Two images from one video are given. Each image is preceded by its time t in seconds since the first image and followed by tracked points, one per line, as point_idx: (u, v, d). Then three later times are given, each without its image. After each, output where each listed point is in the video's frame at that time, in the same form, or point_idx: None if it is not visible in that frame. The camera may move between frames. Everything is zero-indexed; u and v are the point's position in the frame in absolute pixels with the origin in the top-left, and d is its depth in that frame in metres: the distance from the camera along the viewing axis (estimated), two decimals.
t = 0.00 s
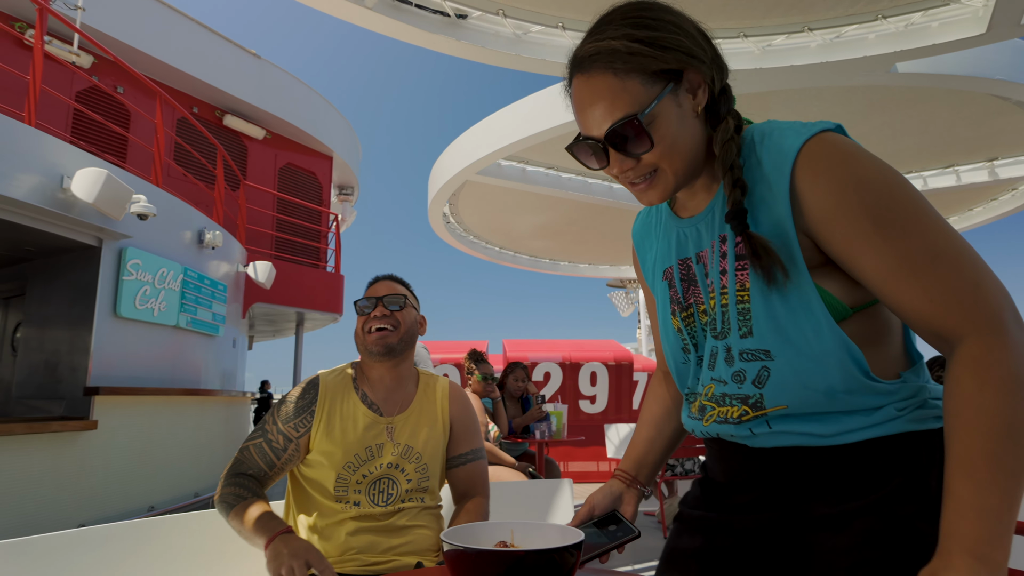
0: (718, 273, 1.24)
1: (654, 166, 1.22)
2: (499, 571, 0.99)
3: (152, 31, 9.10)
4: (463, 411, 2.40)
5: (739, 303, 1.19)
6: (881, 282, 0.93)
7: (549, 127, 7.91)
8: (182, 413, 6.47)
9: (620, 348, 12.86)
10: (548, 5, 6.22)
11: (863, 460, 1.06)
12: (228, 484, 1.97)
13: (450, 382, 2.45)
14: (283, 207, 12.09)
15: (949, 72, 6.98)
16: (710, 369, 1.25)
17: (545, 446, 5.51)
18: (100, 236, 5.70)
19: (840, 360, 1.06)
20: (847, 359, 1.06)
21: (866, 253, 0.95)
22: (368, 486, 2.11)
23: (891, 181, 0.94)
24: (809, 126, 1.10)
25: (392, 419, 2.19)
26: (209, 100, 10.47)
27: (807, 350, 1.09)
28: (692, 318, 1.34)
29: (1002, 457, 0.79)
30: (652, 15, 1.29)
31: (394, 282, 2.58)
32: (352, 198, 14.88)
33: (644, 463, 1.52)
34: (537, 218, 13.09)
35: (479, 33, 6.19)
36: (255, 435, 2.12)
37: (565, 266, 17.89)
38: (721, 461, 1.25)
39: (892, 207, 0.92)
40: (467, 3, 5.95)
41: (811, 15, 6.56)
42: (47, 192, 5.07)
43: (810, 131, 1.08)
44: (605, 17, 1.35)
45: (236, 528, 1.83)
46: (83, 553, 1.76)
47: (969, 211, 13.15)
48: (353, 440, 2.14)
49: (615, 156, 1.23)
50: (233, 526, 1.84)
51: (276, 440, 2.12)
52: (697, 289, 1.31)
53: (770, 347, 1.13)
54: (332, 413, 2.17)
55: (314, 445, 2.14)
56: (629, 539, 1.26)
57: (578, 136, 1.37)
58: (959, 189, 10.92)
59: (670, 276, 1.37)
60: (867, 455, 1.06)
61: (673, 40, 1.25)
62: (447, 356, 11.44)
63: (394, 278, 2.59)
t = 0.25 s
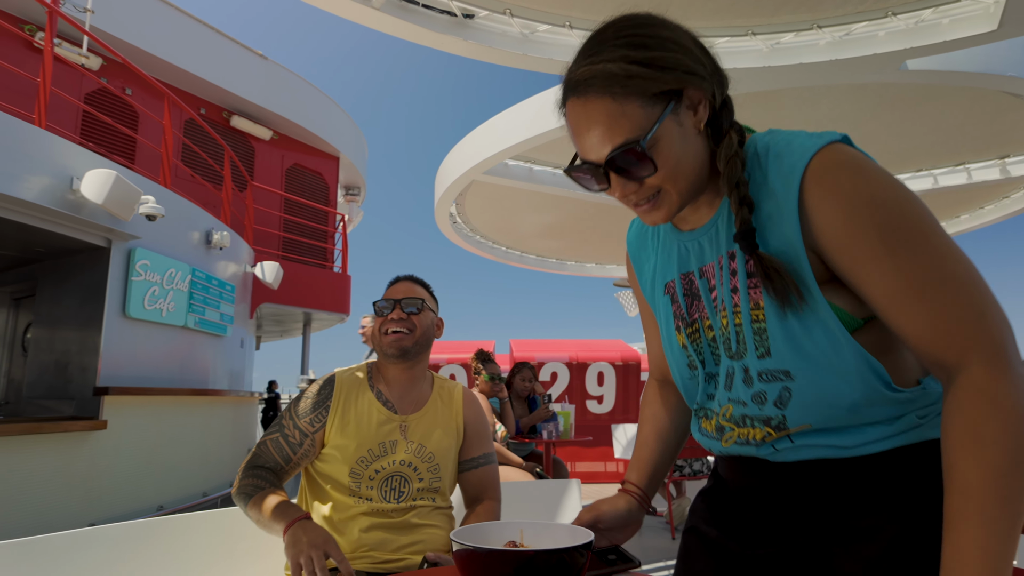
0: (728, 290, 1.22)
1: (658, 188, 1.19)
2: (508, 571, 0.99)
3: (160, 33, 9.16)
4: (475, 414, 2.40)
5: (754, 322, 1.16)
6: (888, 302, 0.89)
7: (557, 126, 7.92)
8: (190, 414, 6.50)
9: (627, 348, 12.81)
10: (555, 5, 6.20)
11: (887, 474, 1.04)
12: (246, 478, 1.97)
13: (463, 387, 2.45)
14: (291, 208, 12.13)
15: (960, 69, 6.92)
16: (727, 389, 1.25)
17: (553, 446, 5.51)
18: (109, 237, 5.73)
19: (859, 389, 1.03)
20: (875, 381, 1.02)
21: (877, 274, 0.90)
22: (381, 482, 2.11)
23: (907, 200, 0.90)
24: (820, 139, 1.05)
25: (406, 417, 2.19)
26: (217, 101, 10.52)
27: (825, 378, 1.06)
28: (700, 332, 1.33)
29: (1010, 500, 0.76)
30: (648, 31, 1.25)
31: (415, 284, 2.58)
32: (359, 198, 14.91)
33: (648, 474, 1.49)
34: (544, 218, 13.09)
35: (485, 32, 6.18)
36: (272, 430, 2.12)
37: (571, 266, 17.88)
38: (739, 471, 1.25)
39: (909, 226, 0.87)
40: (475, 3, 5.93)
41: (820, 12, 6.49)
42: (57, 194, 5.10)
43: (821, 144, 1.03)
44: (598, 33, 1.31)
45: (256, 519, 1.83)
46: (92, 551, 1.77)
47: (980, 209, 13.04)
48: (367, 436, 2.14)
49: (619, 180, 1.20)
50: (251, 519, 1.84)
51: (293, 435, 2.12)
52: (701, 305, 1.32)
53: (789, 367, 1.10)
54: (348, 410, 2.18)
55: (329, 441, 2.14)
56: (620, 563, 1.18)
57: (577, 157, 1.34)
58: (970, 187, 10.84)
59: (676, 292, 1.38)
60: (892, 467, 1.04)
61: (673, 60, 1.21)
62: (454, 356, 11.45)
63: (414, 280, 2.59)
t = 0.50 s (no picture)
0: (723, 384, 1.18)
1: (628, 291, 1.06)
2: None
3: (167, 35, 9.20)
4: (483, 417, 2.40)
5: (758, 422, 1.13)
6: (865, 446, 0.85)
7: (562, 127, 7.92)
8: (197, 414, 6.53)
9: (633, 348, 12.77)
10: (560, 5, 6.18)
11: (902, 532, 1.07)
12: (254, 475, 1.95)
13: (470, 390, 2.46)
14: (297, 209, 12.17)
15: (970, 68, 6.87)
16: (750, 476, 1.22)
17: (559, 446, 5.50)
18: (117, 238, 5.76)
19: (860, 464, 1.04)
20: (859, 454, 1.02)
21: (860, 414, 0.85)
22: (390, 482, 2.11)
23: (898, 336, 0.82)
24: (810, 240, 0.93)
25: (416, 418, 2.19)
26: (223, 102, 10.55)
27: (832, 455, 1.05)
28: (700, 414, 1.30)
29: None
30: (614, 118, 1.08)
31: (425, 286, 2.59)
32: (365, 198, 14.93)
33: (665, 498, 1.49)
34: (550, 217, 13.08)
35: (491, 33, 6.19)
36: (281, 429, 2.11)
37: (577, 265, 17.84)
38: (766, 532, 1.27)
39: (898, 373, 0.81)
40: (480, 4, 5.93)
41: (828, 11, 6.42)
42: (65, 196, 5.13)
43: (808, 255, 0.91)
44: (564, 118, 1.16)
45: (266, 519, 1.81)
46: (98, 552, 1.77)
47: (990, 208, 12.95)
48: (376, 437, 2.13)
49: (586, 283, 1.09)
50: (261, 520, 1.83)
51: (302, 434, 2.10)
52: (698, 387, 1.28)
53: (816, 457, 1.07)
54: (357, 411, 2.17)
55: (338, 442, 2.14)
56: None
57: (543, 246, 1.21)
58: (979, 186, 10.77)
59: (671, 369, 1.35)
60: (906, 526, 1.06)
61: (640, 152, 1.05)
62: (460, 356, 11.45)
63: (423, 283, 2.58)
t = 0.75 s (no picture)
0: (727, 470, 1.34)
1: (602, 386, 1.18)
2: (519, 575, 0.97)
3: (173, 35, 9.23)
4: (482, 415, 2.40)
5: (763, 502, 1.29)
6: (869, 518, 1.04)
7: (567, 125, 7.93)
8: (203, 413, 6.55)
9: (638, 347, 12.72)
10: (564, 1, 6.14)
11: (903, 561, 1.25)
12: (253, 480, 1.96)
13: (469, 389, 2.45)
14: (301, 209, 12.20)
15: (978, 64, 6.82)
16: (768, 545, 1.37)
17: (563, 446, 5.50)
18: (122, 238, 5.78)
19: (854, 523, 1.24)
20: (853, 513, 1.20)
21: (857, 491, 1.03)
22: (390, 481, 2.10)
23: (888, 417, 0.98)
24: (797, 320, 1.09)
25: (414, 417, 2.19)
26: (228, 102, 10.58)
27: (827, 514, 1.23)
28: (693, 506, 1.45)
29: None
30: (598, 215, 1.20)
31: (424, 285, 2.58)
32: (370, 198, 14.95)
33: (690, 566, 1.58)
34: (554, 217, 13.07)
35: (495, 31, 6.17)
36: (279, 431, 2.09)
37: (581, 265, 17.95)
38: None
39: (885, 452, 0.98)
40: (484, 2, 5.90)
41: (834, 7, 6.37)
42: (72, 196, 5.15)
43: (802, 334, 1.06)
44: (549, 205, 1.27)
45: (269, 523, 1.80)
46: (99, 551, 1.77)
47: (998, 206, 12.87)
48: (376, 437, 2.13)
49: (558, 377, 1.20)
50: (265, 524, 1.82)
51: (301, 436, 2.09)
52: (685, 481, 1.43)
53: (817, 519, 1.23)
54: (356, 411, 2.17)
55: (338, 443, 2.13)
56: None
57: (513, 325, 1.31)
58: (987, 184, 10.70)
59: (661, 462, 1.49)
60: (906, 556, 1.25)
61: (625, 253, 1.15)
62: (464, 355, 11.44)
63: (421, 282, 2.55)
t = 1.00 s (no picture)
0: (732, 503, 1.34)
1: (592, 414, 1.22)
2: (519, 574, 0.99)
3: (177, 37, 9.26)
4: (478, 412, 2.42)
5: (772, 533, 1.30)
6: (880, 534, 1.09)
7: (569, 125, 7.94)
8: (208, 413, 6.58)
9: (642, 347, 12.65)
10: (565, 2, 6.13)
11: None
12: (256, 484, 1.95)
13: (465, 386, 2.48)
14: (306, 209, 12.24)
15: (981, 63, 6.79)
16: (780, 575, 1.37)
17: (566, 445, 5.50)
18: (128, 239, 5.81)
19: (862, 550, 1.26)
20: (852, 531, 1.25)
21: (862, 507, 1.09)
22: (389, 481, 2.12)
23: (885, 435, 1.05)
24: (789, 340, 1.16)
25: (412, 417, 2.21)
26: (232, 103, 10.62)
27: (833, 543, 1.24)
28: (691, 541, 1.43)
29: None
30: (597, 245, 1.26)
31: (420, 286, 2.60)
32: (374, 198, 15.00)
33: None
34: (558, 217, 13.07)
35: (497, 31, 6.19)
36: (276, 437, 2.08)
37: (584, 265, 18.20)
38: None
39: (887, 469, 1.04)
40: (487, 3, 5.92)
41: (836, 6, 6.34)
42: (77, 197, 5.18)
43: (795, 354, 1.13)
44: (550, 233, 1.33)
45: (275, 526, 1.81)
46: (107, 548, 1.78)
47: (1003, 205, 12.80)
48: (373, 436, 2.14)
49: (548, 405, 1.24)
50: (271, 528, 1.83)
51: (299, 440, 2.09)
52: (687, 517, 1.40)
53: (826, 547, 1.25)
54: (353, 413, 2.17)
55: (336, 444, 2.13)
56: None
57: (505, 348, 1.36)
58: (991, 183, 10.66)
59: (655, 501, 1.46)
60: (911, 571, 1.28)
61: (622, 280, 1.22)
62: (468, 355, 11.46)
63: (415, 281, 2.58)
